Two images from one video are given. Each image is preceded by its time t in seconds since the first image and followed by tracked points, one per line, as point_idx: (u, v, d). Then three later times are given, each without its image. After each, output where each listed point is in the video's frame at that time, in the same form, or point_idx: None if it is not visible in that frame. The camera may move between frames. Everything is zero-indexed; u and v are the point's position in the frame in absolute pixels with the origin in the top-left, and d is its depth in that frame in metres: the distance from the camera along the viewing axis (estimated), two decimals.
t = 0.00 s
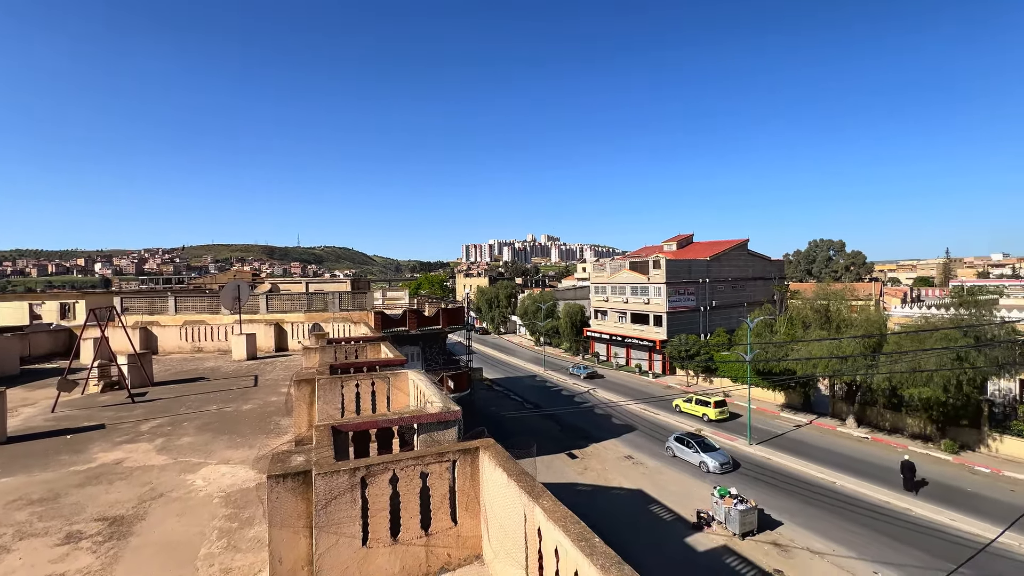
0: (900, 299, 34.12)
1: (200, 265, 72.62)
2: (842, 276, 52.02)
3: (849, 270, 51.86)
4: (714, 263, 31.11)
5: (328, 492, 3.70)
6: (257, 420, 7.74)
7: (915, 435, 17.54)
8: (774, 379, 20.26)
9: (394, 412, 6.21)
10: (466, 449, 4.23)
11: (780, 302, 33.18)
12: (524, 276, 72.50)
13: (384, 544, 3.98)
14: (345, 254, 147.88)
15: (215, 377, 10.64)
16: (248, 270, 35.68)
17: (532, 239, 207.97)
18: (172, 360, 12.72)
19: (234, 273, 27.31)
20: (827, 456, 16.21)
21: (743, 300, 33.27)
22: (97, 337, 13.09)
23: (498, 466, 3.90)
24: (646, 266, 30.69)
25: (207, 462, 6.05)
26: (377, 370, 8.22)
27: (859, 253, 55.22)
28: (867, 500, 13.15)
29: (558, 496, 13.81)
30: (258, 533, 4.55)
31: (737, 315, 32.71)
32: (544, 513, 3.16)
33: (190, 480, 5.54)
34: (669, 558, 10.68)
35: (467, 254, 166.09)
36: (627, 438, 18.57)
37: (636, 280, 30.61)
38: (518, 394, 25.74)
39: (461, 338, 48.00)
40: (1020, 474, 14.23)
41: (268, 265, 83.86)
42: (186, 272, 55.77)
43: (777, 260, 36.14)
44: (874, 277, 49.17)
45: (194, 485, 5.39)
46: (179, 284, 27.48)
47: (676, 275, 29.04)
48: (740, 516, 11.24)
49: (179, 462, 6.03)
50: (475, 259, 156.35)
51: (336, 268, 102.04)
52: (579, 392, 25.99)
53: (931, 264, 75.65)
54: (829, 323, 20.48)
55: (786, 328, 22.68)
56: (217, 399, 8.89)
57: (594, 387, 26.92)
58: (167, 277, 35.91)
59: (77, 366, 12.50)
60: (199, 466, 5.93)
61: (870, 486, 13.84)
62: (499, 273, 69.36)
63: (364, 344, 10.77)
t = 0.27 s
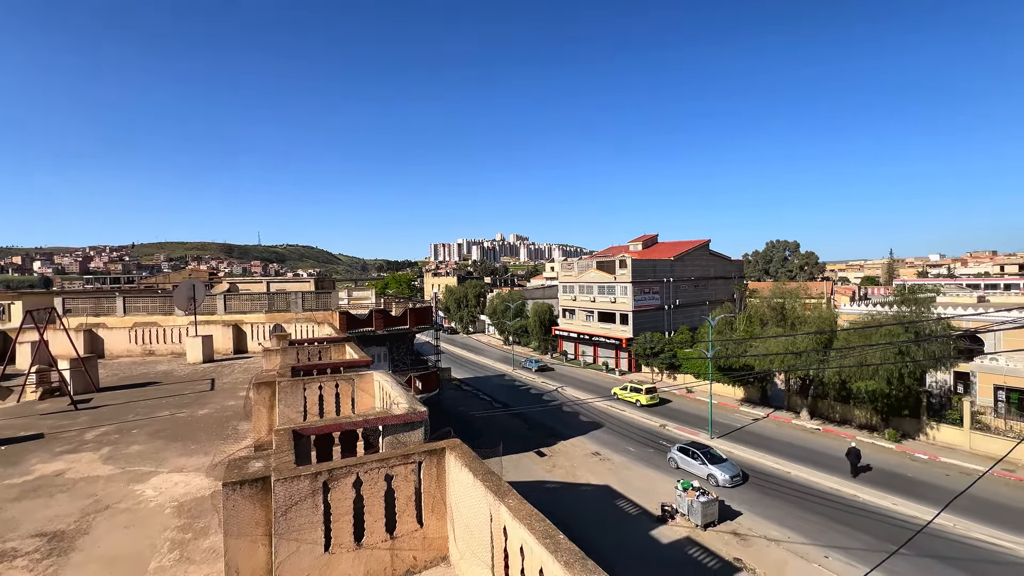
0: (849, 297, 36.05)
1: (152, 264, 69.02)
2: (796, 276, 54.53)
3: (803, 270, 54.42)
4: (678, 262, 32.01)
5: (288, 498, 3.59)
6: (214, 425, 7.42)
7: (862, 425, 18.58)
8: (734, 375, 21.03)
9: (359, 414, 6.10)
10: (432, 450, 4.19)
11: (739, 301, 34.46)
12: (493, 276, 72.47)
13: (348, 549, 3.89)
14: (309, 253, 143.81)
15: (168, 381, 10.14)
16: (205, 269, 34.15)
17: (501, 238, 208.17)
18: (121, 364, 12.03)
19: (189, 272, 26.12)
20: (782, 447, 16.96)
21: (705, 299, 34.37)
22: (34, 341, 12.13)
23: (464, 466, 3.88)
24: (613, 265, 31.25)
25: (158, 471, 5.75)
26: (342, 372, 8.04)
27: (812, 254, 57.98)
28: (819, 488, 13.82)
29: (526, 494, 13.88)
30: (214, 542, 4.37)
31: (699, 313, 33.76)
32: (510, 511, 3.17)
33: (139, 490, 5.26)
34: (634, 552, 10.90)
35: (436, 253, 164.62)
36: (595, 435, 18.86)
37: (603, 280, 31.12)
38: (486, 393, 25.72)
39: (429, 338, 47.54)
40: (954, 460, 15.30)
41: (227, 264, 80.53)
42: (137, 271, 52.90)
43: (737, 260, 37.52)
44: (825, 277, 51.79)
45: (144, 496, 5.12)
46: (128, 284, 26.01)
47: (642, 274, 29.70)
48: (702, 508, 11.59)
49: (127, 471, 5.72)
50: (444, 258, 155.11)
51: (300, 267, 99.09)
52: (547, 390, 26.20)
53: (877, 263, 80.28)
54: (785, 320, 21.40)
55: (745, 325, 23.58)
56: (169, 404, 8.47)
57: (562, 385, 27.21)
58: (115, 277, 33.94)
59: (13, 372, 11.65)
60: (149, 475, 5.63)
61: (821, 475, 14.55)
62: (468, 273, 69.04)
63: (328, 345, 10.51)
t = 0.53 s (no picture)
0: (807, 296, 37.67)
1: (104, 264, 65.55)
2: (758, 276, 56.63)
3: (765, 270, 56.58)
4: (646, 263, 32.71)
5: (249, 506, 3.47)
6: (171, 432, 7.10)
7: (818, 419, 19.43)
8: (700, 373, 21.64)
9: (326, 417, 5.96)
10: (401, 452, 4.15)
11: (705, 300, 35.48)
12: (464, 276, 72.17)
13: (313, 556, 3.80)
14: (274, 253, 139.60)
15: (121, 387, 9.64)
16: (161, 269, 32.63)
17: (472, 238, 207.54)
18: (68, 370, 11.35)
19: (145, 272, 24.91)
20: (745, 441, 17.55)
21: (672, 298, 35.23)
22: None
23: (433, 468, 3.85)
24: (583, 266, 31.63)
25: (109, 481, 5.46)
26: (308, 375, 7.84)
27: (773, 255, 60.31)
28: (780, 480, 14.37)
29: (498, 494, 13.86)
30: (169, 555, 4.18)
31: (667, 312, 34.57)
32: (479, 512, 3.16)
33: (88, 502, 4.98)
34: (604, 548, 11.04)
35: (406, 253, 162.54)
36: (565, 433, 19.03)
37: (574, 280, 31.46)
38: (458, 394, 25.56)
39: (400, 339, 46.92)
40: (902, 450, 16.21)
41: (186, 263, 77.28)
42: (87, 271, 50.04)
43: (702, 261, 38.62)
44: (785, 277, 54.00)
45: (93, 508, 4.85)
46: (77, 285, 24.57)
47: (611, 274, 30.18)
48: (669, 502, 11.87)
49: (74, 483, 5.40)
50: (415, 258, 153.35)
51: (264, 267, 96.05)
52: (519, 390, 26.27)
53: (832, 264, 84.23)
54: (747, 318, 22.17)
55: (710, 324, 24.30)
56: (122, 411, 8.06)
57: (533, 385, 27.34)
58: (62, 278, 31.99)
59: None
60: (99, 487, 5.33)
61: (781, 467, 15.14)
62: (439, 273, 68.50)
63: (294, 347, 10.22)
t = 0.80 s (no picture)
0: (775, 296, 38.89)
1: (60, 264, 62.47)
2: (729, 277, 58.18)
3: (735, 271, 58.18)
4: (621, 264, 33.18)
5: (215, 515, 3.35)
6: (131, 440, 6.81)
7: (786, 415, 20.05)
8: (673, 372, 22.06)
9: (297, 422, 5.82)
10: (374, 457, 4.08)
11: (678, 301, 36.22)
12: (441, 277, 71.72)
13: (282, 566, 3.70)
14: (244, 253, 135.66)
15: (78, 393, 9.19)
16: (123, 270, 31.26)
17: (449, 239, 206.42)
18: (19, 376, 10.75)
19: (105, 273, 23.85)
20: (716, 439, 17.96)
21: (646, 299, 35.84)
22: None
23: (407, 472, 3.80)
24: (560, 267, 31.86)
25: (64, 493, 5.19)
26: (278, 379, 7.64)
27: (743, 257, 62.07)
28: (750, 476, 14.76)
29: (475, 496, 13.80)
30: (129, 569, 4.00)
31: (641, 313, 35.14)
32: (453, 515, 3.14)
33: (40, 516, 4.72)
34: (580, 547, 11.11)
35: (381, 254, 160.38)
36: (542, 434, 19.09)
37: (550, 281, 31.64)
38: (434, 396, 25.34)
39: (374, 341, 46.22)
40: (864, 444, 16.88)
41: (149, 264, 74.34)
42: (39, 272, 47.51)
43: (675, 262, 39.43)
44: (754, 278, 55.68)
45: (46, 522, 4.61)
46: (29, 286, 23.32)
47: (587, 275, 30.50)
48: (644, 500, 12.05)
49: (25, 496, 5.11)
50: (390, 259, 151.44)
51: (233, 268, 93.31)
52: (496, 391, 26.24)
53: (798, 266, 87.22)
54: (718, 318, 22.73)
55: (683, 324, 24.79)
56: (78, 419, 7.67)
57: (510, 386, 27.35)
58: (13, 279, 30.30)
59: None
60: (52, 499, 5.07)
61: (751, 463, 15.56)
62: (415, 274, 67.86)
63: (263, 351, 9.95)
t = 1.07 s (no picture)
0: (748, 297, 39.85)
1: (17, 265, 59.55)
2: (704, 279, 59.41)
3: (710, 273, 59.46)
4: (599, 266, 33.52)
5: (180, 525, 3.24)
6: (93, 448, 6.52)
7: (759, 413, 20.55)
8: (650, 372, 22.38)
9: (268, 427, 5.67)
10: (348, 462, 4.00)
11: (655, 302, 36.77)
12: (420, 278, 71.17)
13: None
14: (215, 254, 131.88)
15: (35, 401, 8.75)
16: (85, 272, 29.98)
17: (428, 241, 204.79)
18: None
19: (65, 274, 22.83)
20: (691, 437, 18.29)
21: (624, 300, 36.27)
22: None
23: (381, 477, 3.75)
24: (539, 268, 31.97)
25: (18, 506, 4.94)
26: (250, 383, 7.43)
27: (718, 259, 63.45)
28: (724, 473, 15.07)
29: (454, 499, 13.70)
30: None
31: (619, 314, 35.54)
32: (428, 519, 3.11)
33: None
34: (559, 548, 11.14)
35: (358, 256, 158.14)
36: (521, 435, 19.09)
37: (529, 282, 31.73)
38: (412, 399, 25.08)
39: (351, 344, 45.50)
40: (833, 440, 17.42)
41: (114, 265, 71.56)
42: None
43: (652, 264, 40.03)
44: (729, 279, 56.97)
45: None
46: None
47: (566, 277, 30.68)
48: (622, 499, 12.18)
49: None
50: (368, 260, 149.47)
51: (203, 270, 90.56)
52: (475, 393, 26.14)
53: (770, 267, 89.63)
54: (694, 319, 23.15)
55: (660, 325, 25.15)
56: (35, 428, 7.31)
57: (489, 388, 27.28)
58: None
59: None
60: (5, 513, 4.81)
61: (726, 460, 15.88)
62: (393, 276, 67.12)
63: (235, 354, 9.67)
